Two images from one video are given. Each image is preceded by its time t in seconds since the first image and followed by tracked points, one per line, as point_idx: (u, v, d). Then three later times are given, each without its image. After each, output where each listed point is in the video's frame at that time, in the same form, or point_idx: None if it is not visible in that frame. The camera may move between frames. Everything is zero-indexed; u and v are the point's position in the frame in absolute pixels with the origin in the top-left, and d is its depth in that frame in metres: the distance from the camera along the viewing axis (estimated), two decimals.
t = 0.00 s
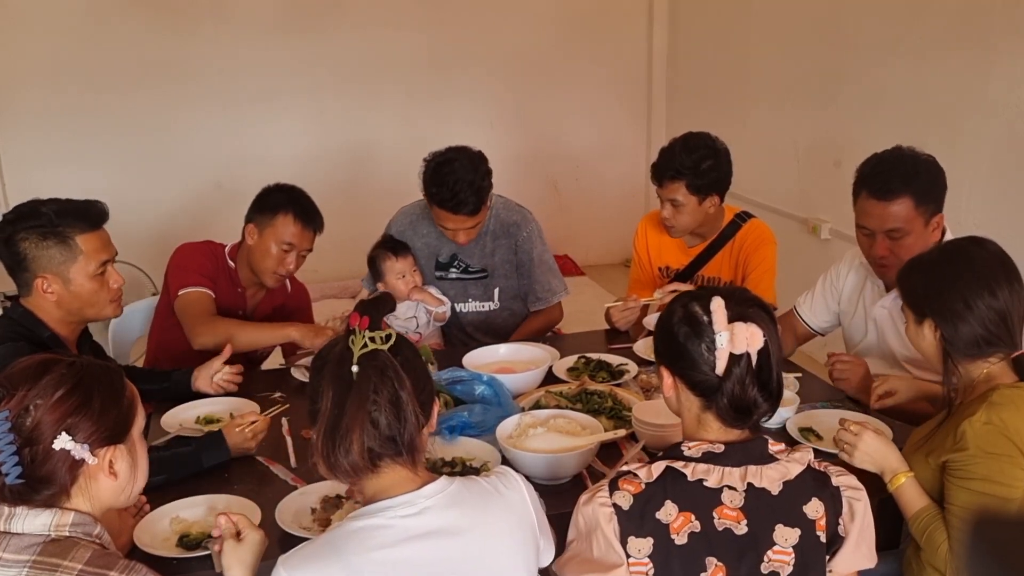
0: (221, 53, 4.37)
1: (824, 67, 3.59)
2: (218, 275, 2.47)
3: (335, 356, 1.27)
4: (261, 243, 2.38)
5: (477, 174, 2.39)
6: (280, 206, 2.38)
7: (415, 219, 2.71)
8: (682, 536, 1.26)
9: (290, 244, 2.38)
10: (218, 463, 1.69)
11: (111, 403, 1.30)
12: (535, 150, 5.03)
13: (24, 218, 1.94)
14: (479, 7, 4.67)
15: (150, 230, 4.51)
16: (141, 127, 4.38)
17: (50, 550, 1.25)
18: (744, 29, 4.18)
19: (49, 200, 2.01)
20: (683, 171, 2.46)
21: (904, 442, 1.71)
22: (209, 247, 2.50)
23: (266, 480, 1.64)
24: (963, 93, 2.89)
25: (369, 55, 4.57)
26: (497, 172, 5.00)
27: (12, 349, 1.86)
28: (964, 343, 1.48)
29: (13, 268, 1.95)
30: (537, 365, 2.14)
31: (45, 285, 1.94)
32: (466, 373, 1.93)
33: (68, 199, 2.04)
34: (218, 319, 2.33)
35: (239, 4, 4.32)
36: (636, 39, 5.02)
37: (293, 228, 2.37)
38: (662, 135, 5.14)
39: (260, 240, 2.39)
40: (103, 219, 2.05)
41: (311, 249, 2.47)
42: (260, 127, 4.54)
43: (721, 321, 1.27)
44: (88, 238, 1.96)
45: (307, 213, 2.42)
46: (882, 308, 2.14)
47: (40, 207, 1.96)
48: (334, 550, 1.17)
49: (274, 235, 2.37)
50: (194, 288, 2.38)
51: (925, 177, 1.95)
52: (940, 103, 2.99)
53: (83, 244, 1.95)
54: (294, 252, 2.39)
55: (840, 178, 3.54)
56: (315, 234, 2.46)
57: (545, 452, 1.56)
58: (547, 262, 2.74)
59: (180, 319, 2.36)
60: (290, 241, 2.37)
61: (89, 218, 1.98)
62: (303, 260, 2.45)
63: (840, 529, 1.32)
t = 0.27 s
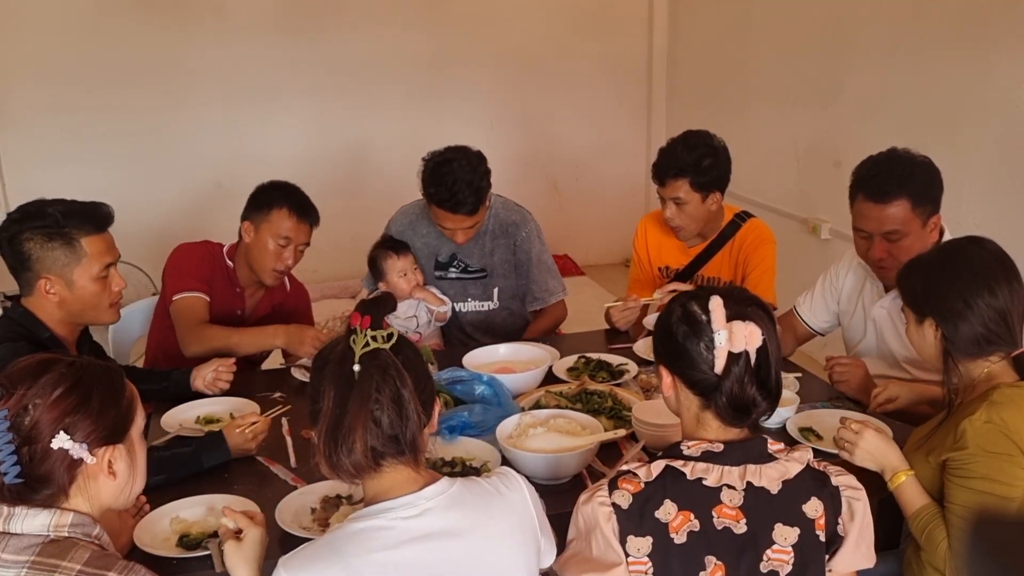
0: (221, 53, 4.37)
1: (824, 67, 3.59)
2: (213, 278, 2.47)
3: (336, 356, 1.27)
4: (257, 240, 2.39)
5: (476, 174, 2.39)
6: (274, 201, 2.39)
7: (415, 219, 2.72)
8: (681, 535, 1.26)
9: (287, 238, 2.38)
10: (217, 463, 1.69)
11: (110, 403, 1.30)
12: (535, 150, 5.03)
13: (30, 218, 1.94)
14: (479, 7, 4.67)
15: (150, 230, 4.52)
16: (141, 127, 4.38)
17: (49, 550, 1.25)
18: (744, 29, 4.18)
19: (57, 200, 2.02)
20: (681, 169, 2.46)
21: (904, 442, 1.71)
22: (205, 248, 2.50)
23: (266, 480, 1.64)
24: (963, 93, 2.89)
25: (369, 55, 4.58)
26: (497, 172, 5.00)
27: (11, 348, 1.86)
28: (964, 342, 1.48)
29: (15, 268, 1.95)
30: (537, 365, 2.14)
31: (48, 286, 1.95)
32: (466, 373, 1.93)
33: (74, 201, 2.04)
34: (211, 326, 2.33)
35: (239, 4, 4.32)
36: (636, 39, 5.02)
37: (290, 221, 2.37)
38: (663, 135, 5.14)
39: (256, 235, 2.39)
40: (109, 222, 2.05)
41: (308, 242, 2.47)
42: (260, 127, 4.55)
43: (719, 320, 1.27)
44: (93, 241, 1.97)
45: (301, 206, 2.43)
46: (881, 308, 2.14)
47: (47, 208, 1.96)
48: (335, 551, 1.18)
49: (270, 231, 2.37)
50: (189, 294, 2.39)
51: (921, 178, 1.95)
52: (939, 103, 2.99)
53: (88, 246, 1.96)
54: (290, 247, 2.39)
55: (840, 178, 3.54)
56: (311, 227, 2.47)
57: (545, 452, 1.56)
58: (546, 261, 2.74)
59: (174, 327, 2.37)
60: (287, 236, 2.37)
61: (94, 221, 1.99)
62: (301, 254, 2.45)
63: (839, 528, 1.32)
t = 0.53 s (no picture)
0: (221, 53, 4.37)
1: (824, 67, 3.59)
2: (208, 279, 2.47)
3: (338, 357, 1.27)
4: (249, 236, 2.39)
5: (478, 171, 2.39)
6: (262, 194, 2.40)
7: (416, 219, 2.71)
8: (681, 534, 1.26)
9: (278, 228, 2.38)
10: (218, 463, 1.69)
11: (110, 403, 1.30)
12: (535, 150, 5.03)
13: (48, 218, 1.96)
14: (479, 7, 4.67)
15: (150, 231, 4.51)
16: (141, 128, 4.38)
17: (46, 551, 1.25)
18: (743, 29, 4.18)
19: (76, 204, 2.04)
20: (680, 166, 2.46)
21: (904, 443, 1.71)
22: (199, 249, 2.50)
23: (266, 481, 1.64)
24: (963, 94, 2.89)
25: (369, 55, 4.58)
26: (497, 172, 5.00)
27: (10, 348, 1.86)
28: (964, 342, 1.48)
29: (23, 265, 1.95)
30: (537, 365, 2.14)
31: (54, 287, 1.95)
32: (466, 373, 1.93)
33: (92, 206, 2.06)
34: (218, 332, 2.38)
35: (239, 4, 4.32)
36: (636, 40, 5.02)
37: (279, 212, 2.38)
38: (663, 135, 5.14)
39: (250, 228, 2.39)
40: (124, 232, 2.07)
41: (300, 232, 2.47)
42: (260, 128, 4.55)
43: (720, 320, 1.27)
44: (105, 248, 1.98)
45: (291, 197, 2.44)
46: (881, 308, 2.14)
47: (65, 211, 1.98)
48: (336, 552, 1.17)
49: (262, 223, 2.37)
50: (177, 301, 2.40)
51: (920, 177, 1.95)
52: (939, 103, 2.99)
53: (101, 254, 1.97)
54: (282, 238, 2.39)
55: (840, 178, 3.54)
56: (302, 218, 2.47)
57: (545, 452, 1.56)
58: (549, 254, 2.76)
59: (162, 331, 2.41)
60: (278, 226, 2.38)
61: (109, 230, 2.00)
62: (295, 246, 2.46)
63: (839, 528, 1.32)
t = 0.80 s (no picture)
0: (221, 53, 4.37)
1: (824, 67, 3.59)
2: (198, 279, 2.47)
3: (342, 358, 1.26)
4: (237, 232, 2.38)
5: (483, 173, 2.39)
6: (244, 188, 2.39)
7: (419, 218, 2.71)
8: (682, 534, 1.26)
9: (263, 218, 2.37)
10: (218, 463, 1.69)
11: (111, 403, 1.30)
12: (535, 150, 5.03)
13: (64, 221, 1.95)
14: (479, 7, 4.67)
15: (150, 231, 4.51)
16: (141, 127, 4.38)
17: (47, 550, 1.23)
18: (744, 29, 4.18)
19: (97, 209, 2.04)
20: (679, 163, 2.46)
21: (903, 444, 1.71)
22: (191, 249, 2.50)
23: (266, 481, 1.64)
24: (964, 93, 2.89)
25: (369, 55, 4.58)
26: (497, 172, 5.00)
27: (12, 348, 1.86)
28: (969, 342, 1.48)
29: (33, 264, 1.95)
30: (537, 365, 2.14)
31: (62, 289, 1.94)
32: (466, 373, 1.93)
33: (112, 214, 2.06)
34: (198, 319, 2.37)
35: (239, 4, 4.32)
36: (636, 40, 5.02)
37: (263, 203, 2.37)
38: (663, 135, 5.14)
39: (238, 223, 2.38)
40: (139, 242, 2.07)
41: (288, 221, 2.46)
42: (260, 128, 4.55)
43: (723, 319, 1.27)
44: (120, 258, 1.98)
45: (274, 188, 2.43)
46: (881, 308, 2.13)
47: (85, 215, 1.98)
48: (338, 553, 1.17)
49: (247, 216, 2.36)
50: (162, 303, 2.41)
51: (919, 177, 1.95)
52: (940, 103, 2.99)
53: (114, 263, 1.97)
54: (268, 230, 2.38)
55: (840, 179, 3.54)
56: (289, 206, 2.46)
57: (546, 452, 1.56)
58: (548, 256, 2.76)
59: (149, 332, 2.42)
60: (264, 217, 2.37)
61: (126, 240, 2.00)
62: (283, 237, 2.45)
63: (839, 528, 1.32)
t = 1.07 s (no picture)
0: (221, 53, 4.37)
1: (824, 67, 3.59)
2: (190, 276, 2.47)
3: (350, 358, 1.26)
4: (226, 229, 2.39)
5: (483, 177, 2.39)
6: (232, 185, 2.40)
7: (420, 217, 2.71)
8: (682, 534, 1.26)
9: (249, 214, 2.37)
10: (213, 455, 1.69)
11: (116, 401, 1.30)
12: (535, 150, 5.03)
13: (77, 221, 1.97)
14: (479, 7, 4.67)
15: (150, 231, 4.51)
16: (141, 127, 4.37)
17: (51, 547, 1.23)
18: (744, 29, 4.18)
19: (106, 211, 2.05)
20: (675, 161, 2.46)
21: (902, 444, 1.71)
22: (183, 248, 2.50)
23: (266, 481, 1.64)
24: (964, 93, 2.89)
25: (369, 55, 4.58)
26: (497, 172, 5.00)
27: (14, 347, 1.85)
28: (971, 340, 1.48)
29: (40, 261, 1.94)
30: (536, 365, 2.14)
31: (69, 288, 1.94)
32: (466, 372, 1.93)
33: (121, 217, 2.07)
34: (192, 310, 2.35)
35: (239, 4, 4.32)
36: (636, 40, 5.02)
37: (249, 198, 2.37)
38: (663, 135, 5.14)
39: (226, 220, 2.38)
40: (146, 248, 2.08)
41: (276, 216, 2.46)
42: (260, 128, 4.54)
43: (725, 319, 1.27)
44: (129, 261, 2.00)
45: (260, 184, 2.43)
46: (881, 308, 2.13)
47: (97, 217, 1.99)
48: (341, 554, 1.17)
49: (234, 212, 2.37)
50: (158, 298, 2.40)
51: (919, 177, 1.95)
52: (940, 103, 2.99)
53: (123, 265, 1.98)
54: (255, 226, 2.38)
55: (841, 179, 3.54)
56: (277, 201, 2.46)
57: (545, 452, 1.56)
58: (549, 258, 2.75)
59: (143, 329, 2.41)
60: (251, 213, 2.37)
61: (135, 244, 2.02)
62: (272, 233, 2.45)
63: (840, 528, 1.32)
